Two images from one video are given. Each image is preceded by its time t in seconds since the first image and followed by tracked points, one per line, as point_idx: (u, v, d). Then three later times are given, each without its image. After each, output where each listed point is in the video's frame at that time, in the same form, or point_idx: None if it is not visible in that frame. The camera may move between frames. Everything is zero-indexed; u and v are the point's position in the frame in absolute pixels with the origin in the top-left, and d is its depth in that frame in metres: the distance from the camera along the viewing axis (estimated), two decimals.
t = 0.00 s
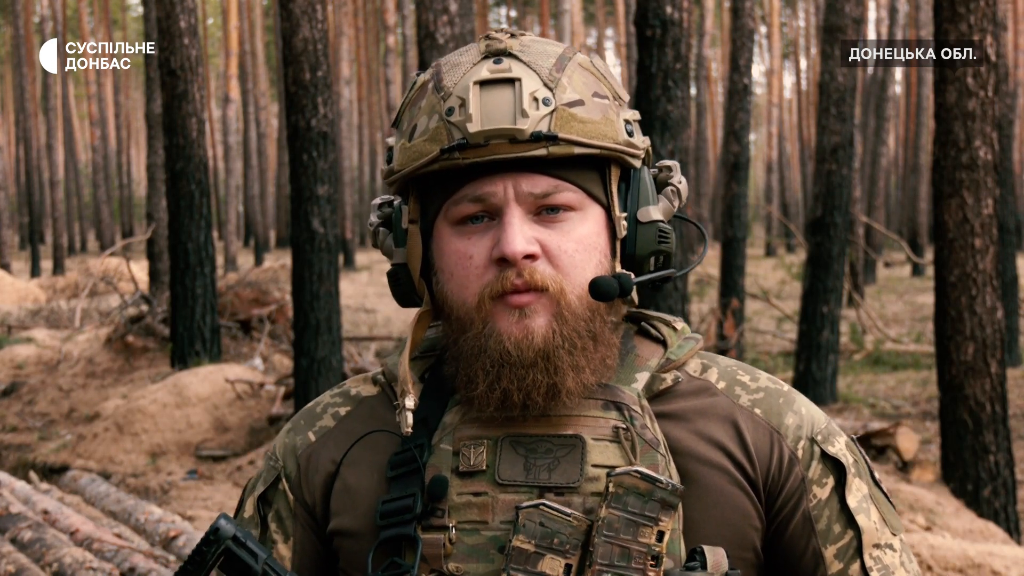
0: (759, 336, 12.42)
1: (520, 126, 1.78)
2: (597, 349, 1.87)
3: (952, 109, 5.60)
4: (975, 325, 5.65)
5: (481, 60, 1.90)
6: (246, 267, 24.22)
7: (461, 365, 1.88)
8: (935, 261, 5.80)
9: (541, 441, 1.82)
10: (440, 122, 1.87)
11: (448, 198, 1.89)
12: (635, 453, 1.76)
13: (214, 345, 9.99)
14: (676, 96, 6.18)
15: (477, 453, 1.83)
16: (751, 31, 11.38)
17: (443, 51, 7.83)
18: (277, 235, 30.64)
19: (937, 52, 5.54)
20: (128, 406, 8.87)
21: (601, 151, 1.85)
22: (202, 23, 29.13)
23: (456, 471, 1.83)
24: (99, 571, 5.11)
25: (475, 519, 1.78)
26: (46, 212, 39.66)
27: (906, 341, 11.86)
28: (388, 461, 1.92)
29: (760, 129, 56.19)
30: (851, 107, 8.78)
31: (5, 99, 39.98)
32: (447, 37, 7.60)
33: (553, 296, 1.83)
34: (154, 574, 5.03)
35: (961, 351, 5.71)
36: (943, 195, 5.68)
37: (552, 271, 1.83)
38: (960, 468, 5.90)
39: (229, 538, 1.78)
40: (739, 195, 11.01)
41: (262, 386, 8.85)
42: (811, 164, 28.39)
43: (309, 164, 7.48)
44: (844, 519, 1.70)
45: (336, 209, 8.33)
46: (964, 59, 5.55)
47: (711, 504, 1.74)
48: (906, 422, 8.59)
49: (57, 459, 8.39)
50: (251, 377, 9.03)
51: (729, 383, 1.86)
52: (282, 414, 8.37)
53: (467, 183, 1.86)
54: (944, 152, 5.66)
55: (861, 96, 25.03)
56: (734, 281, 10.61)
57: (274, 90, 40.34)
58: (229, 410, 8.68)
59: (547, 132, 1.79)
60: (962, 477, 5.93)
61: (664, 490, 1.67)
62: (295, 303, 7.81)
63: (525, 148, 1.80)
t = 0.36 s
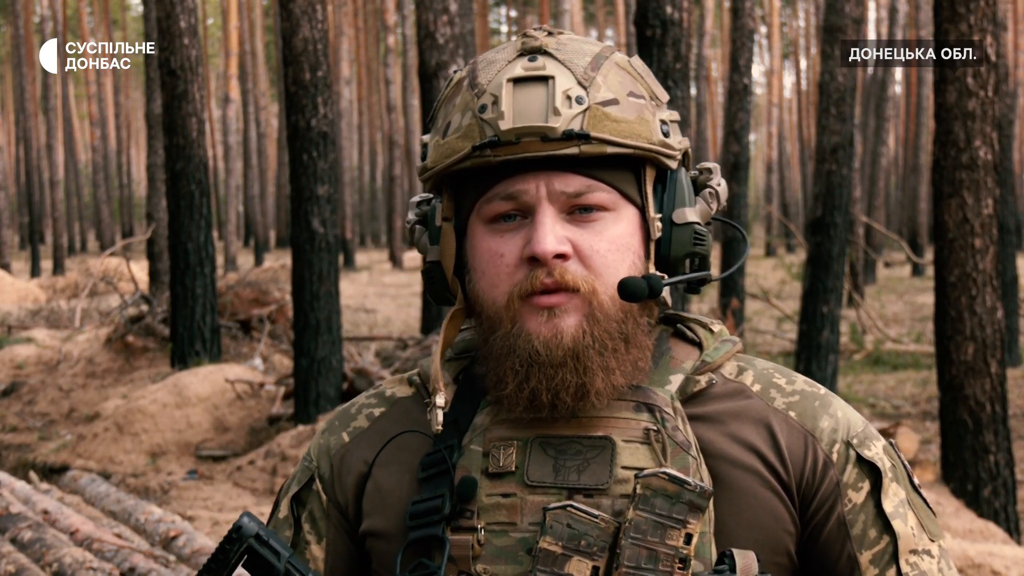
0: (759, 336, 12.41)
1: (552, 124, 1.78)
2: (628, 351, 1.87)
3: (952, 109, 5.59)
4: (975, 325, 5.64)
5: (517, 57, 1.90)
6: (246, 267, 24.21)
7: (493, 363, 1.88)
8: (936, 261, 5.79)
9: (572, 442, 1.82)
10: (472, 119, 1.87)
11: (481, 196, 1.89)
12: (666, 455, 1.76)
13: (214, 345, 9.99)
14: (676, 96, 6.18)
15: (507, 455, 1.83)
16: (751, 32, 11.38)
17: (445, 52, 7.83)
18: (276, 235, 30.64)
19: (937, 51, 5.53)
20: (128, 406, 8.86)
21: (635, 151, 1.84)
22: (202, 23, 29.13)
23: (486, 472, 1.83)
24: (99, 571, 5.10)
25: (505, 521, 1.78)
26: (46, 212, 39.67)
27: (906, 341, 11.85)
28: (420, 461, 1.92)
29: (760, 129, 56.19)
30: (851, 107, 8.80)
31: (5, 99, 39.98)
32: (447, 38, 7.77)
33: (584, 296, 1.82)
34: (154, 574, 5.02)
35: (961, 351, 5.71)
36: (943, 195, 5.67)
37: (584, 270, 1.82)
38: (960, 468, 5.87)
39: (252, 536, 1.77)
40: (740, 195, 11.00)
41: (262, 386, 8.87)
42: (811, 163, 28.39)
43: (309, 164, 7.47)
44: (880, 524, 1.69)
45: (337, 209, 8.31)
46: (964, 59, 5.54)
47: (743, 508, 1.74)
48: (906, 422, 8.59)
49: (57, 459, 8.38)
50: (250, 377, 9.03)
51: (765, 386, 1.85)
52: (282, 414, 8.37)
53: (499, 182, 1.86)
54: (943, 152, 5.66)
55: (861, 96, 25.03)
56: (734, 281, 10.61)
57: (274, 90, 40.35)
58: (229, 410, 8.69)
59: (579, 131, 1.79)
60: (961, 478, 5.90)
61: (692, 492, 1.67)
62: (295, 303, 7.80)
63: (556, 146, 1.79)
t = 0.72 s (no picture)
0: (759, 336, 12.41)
1: (570, 123, 1.78)
2: (648, 351, 1.87)
3: (952, 110, 5.60)
4: (975, 325, 5.64)
5: (537, 56, 1.90)
6: (246, 267, 24.21)
7: (512, 363, 1.88)
8: (936, 261, 5.79)
9: (592, 442, 1.82)
10: (491, 117, 1.87)
11: (500, 195, 1.89)
12: (686, 456, 1.76)
13: (214, 345, 9.99)
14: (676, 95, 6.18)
15: (526, 455, 1.83)
16: (752, 32, 11.38)
17: (445, 52, 7.83)
18: (276, 235, 30.65)
19: (937, 52, 5.53)
20: (128, 406, 8.86)
21: (655, 148, 1.84)
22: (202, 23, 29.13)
23: (506, 472, 1.83)
24: (99, 571, 5.10)
25: (524, 521, 1.79)
26: (46, 212, 39.69)
27: (906, 341, 11.86)
28: (440, 462, 1.92)
29: (760, 129, 56.17)
30: (851, 107, 8.82)
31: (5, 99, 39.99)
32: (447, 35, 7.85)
33: (602, 295, 1.82)
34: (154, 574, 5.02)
35: (961, 351, 5.70)
36: (943, 195, 5.67)
37: (603, 269, 1.82)
38: (959, 468, 5.83)
39: (268, 535, 1.77)
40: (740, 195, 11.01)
41: (262, 386, 8.87)
42: (811, 163, 28.39)
43: (309, 164, 7.47)
44: (902, 526, 1.69)
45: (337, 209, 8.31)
46: (964, 59, 5.53)
47: (763, 508, 1.75)
48: (906, 422, 8.59)
49: (57, 459, 8.38)
50: (251, 377, 9.03)
51: (787, 387, 1.85)
52: (282, 414, 8.37)
53: (518, 180, 1.86)
54: (944, 152, 5.66)
55: (861, 95, 25.03)
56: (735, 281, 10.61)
57: (274, 89, 40.35)
58: (230, 410, 8.69)
59: (598, 129, 1.79)
60: (961, 478, 5.86)
61: (711, 493, 1.67)
62: (295, 303, 7.79)
63: (574, 144, 1.80)
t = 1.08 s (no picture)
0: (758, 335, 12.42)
1: (567, 126, 1.79)
2: (652, 351, 1.88)
3: (952, 110, 5.61)
4: (975, 325, 5.64)
5: (534, 59, 1.90)
6: (246, 267, 24.21)
7: (515, 366, 1.89)
8: (936, 261, 5.79)
9: (597, 444, 1.83)
10: (490, 121, 1.88)
11: (502, 197, 1.90)
12: (691, 457, 1.76)
13: (214, 345, 10.00)
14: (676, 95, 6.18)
15: (533, 459, 1.84)
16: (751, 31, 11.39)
17: (447, 52, 7.84)
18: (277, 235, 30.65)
19: (937, 52, 5.53)
20: (128, 406, 8.86)
21: (654, 149, 1.84)
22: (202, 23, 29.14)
23: (512, 476, 1.84)
24: (99, 571, 5.11)
25: (531, 524, 1.80)
26: (47, 213, 39.69)
27: (906, 341, 11.86)
28: (447, 465, 1.93)
29: (759, 129, 56.14)
30: (850, 107, 8.83)
31: (5, 99, 39.99)
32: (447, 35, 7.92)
33: (605, 297, 1.83)
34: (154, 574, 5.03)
35: (961, 351, 5.70)
36: (943, 195, 5.67)
37: (604, 270, 1.83)
38: (959, 467, 5.83)
39: (274, 542, 1.77)
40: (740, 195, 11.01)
41: (262, 386, 8.87)
42: (810, 163, 28.41)
43: (309, 164, 7.48)
44: (909, 522, 1.69)
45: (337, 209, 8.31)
46: (964, 59, 5.54)
47: (767, 508, 1.75)
48: (906, 422, 8.60)
49: (57, 459, 8.38)
50: (250, 377, 9.03)
51: (793, 384, 1.85)
52: (282, 414, 8.38)
53: (520, 183, 1.87)
54: (944, 152, 5.67)
55: (861, 95, 25.04)
56: (735, 281, 10.62)
57: (274, 89, 40.36)
58: (229, 410, 8.70)
59: (596, 131, 1.79)
60: (961, 477, 5.86)
61: (715, 494, 1.67)
62: (295, 303, 7.79)
63: (573, 147, 1.80)
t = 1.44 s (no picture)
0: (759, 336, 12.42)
1: (550, 119, 1.79)
2: (639, 345, 1.88)
3: (952, 109, 5.60)
4: (975, 326, 5.64)
5: (517, 56, 1.91)
6: (246, 267, 24.21)
7: (505, 361, 1.89)
8: (936, 260, 5.79)
9: (589, 442, 1.83)
10: (474, 119, 1.89)
11: (490, 194, 1.90)
12: (682, 454, 1.76)
13: (214, 345, 10.00)
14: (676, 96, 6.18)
15: (525, 456, 1.84)
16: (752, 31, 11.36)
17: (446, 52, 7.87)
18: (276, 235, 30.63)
19: (937, 51, 5.53)
20: (128, 406, 8.86)
21: (638, 143, 1.84)
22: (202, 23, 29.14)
23: (505, 474, 1.84)
24: (99, 571, 5.10)
25: (523, 522, 1.80)
26: (47, 213, 39.68)
27: (906, 341, 11.86)
28: (441, 466, 1.93)
29: (760, 128, 56.05)
30: (850, 107, 8.82)
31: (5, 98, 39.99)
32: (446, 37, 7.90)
33: (592, 290, 1.83)
34: (154, 574, 5.03)
35: (961, 352, 5.70)
36: (943, 195, 5.66)
37: (591, 264, 1.83)
38: (960, 468, 5.82)
39: (267, 546, 1.77)
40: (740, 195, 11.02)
41: (262, 386, 8.86)
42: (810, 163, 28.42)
43: (309, 164, 7.48)
44: (900, 517, 1.68)
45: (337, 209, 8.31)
46: (964, 59, 5.53)
47: (759, 504, 1.75)
48: (906, 422, 8.59)
49: (57, 459, 8.38)
50: (250, 377, 9.03)
51: (784, 380, 1.85)
52: (282, 414, 8.37)
53: (506, 179, 1.87)
54: (944, 152, 5.66)
55: (861, 95, 25.04)
56: (734, 281, 10.61)
57: (274, 89, 40.36)
58: (229, 410, 8.70)
59: (578, 125, 1.79)
60: (961, 477, 5.85)
61: (705, 492, 1.67)
62: (295, 303, 7.78)
63: (556, 141, 1.80)
